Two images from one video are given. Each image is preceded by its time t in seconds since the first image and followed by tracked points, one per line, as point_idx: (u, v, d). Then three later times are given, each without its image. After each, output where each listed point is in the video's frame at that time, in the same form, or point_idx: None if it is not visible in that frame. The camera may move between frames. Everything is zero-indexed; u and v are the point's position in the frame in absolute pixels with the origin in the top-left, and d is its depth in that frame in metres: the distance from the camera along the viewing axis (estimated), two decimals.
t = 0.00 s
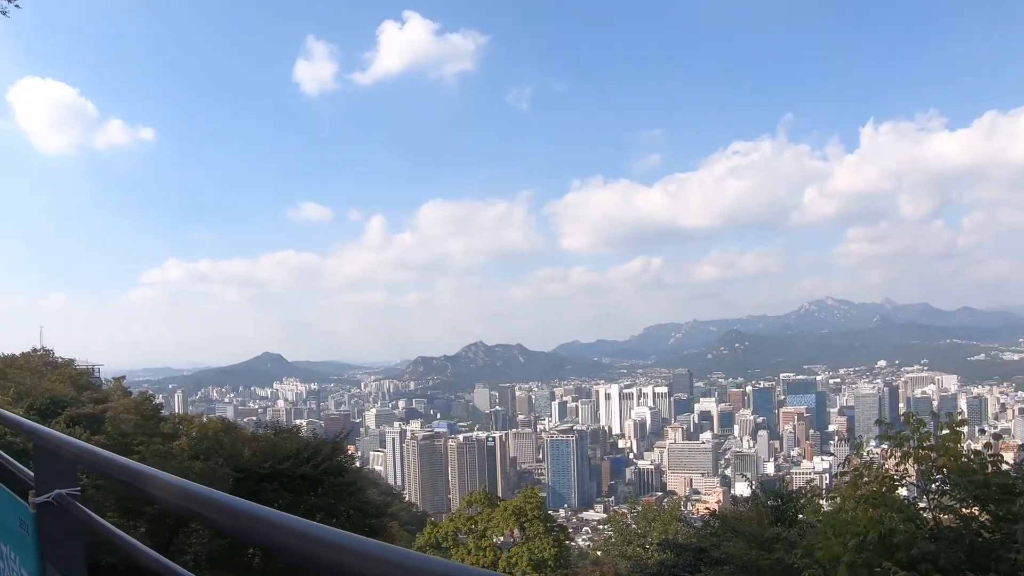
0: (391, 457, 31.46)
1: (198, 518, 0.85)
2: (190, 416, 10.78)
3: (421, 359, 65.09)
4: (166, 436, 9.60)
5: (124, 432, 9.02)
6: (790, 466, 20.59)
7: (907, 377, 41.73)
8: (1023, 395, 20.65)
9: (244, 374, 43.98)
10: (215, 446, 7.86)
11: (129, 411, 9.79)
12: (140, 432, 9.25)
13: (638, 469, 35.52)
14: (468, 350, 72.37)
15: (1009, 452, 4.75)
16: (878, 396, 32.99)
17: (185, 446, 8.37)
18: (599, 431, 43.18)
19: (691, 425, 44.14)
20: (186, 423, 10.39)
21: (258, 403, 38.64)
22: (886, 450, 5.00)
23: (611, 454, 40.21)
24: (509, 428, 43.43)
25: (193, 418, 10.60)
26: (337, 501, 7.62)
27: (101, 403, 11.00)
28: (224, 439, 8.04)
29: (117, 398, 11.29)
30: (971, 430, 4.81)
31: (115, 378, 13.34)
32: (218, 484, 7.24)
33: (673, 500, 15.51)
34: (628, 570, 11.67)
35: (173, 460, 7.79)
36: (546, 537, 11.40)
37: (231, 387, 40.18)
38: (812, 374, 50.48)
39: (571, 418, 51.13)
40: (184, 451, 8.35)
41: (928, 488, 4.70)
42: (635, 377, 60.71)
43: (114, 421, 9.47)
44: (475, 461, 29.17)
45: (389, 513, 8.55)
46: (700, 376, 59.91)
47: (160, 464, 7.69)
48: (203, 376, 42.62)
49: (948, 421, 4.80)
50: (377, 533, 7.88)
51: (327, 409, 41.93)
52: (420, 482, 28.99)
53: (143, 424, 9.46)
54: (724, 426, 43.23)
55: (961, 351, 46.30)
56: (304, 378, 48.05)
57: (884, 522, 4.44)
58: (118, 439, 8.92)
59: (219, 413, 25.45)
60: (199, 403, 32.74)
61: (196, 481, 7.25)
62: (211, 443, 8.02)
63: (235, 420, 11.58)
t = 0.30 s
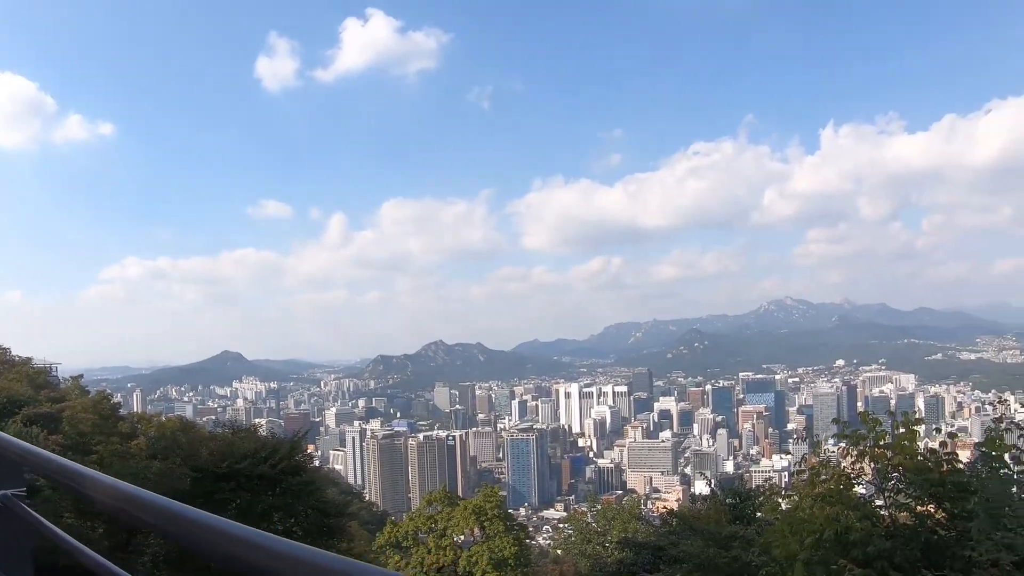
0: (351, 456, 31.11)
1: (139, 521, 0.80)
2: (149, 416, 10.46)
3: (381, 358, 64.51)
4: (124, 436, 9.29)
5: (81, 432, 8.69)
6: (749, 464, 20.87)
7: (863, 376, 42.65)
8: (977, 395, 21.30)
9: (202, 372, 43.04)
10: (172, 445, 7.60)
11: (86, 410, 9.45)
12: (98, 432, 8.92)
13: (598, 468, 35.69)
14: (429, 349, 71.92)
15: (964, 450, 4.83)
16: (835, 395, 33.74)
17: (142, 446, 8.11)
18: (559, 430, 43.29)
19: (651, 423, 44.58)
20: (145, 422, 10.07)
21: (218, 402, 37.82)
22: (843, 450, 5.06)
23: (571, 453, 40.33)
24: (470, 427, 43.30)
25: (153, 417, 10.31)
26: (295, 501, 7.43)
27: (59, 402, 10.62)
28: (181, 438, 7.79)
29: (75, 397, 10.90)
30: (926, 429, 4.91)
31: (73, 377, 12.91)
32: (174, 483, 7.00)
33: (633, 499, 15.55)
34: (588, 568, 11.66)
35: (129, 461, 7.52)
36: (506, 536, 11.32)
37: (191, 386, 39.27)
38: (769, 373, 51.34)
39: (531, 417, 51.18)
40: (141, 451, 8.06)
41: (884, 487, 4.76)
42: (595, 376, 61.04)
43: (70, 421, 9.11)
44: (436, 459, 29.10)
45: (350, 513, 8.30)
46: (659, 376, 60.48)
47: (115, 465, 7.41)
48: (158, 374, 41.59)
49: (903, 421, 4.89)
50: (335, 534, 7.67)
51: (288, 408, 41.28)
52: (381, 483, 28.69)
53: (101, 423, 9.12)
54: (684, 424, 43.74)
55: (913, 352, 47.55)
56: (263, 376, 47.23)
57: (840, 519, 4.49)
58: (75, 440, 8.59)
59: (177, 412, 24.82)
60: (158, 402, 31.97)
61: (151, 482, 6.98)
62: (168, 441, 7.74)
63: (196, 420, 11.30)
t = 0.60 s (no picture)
0: (305, 456, 30.61)
1: (84, 546, 0.92)
2: (101, 418, 10.07)
3: (335, 358, 63.64)
4: (77, 438, 8.93)
5: (32, 435, 8.34)
6: (702, 463, 21.15)
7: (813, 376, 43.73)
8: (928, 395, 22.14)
9: (151, 371, 41.86)
10: (123, 447, 7.34)
11: (37, 412, 9.08)
12: (49, 434, 8.56)
13: (553, 467, 35.82)
14: (383, 349, 71.20)
15: (912, 447, 4.93)
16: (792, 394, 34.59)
17: (95, 448, 7.84)
18: (513, 429, 43.33)
19: (605, 423, 44.96)
20: (97, 425, 9.71)
21: (170, 403, 36.77)
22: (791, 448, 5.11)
23: (525, 453, 40.39)
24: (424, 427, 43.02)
25: (104, 419, 9.91)
26: (248, 503, 7.20)
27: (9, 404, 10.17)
28: (132, 440, 7.53)
29: (23, 398, 10.49)
30: (874, 427, 4.99)
31: (23, 377, 12.42)
32: (123, 486, 6.73)
33: (586, 498, 15.58)
34: (541, 568, 11.65)
35: (79, 464, 7.24)
36: (460, 536, 11.26)
37: (142, 387, 38.09)
38: (721, 373, 52.22)
39: (486, 417, 51.12)
40: (92, 454, 7.70)
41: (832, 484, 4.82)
42: (549, 376, 61.25)
43: (20, 424, 8.71)
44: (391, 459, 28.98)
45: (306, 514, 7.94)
46: (613, 375, 61.00)
47: (65, 468, 7.14)
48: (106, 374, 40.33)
49: (850, 420, 4.96)
50: (288, 535, 7.36)
51: (240, 409, 40.43)
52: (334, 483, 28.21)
53: (52, 425, 8.76)
54: (639, 424, 44.24)
55: (862, 352, 49.00)
56: (216, 376, 46.12)
57: (789, 516, 4.52)
58: (25, 443, 8.23)
59: (126, 412, 24.07)
60: (110, 403, 30.99)
61: (101, 484, 6.75)
62: (120, 444, 7.44)
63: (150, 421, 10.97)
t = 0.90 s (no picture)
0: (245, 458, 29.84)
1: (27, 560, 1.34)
2: (40, 421, 9.40)
3: (275, 358, 62.25)
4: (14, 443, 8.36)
5: None
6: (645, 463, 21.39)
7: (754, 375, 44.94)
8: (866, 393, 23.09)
9: (86, 372, 40.20)
10: (60, 449, 7.00)
11: None
12: None
13: (496, 468, 35.76)
14: (326, 350, 70.11)
15: (849, 445, 5.03)
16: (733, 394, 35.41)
17: (33, 451, 7.25)
18: (455, 430, 43.15)
19: (547, 424, 45.14)
20: (36, 427, 9.13)
21: (110, 405, 35.21)
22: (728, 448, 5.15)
23: (469, 453, 40.25)
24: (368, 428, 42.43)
25: (44, 422, 9.31)
26: (186, 506, 6.96)
27: None
28: (70, 442, 7.20)
29: None
30: (812, 425, 5.08)
31: None
32: (60, 489, 6.46)
33: (529, 498, 15.59)
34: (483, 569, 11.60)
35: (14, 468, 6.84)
36: (403, 537, 11.07)
37: (78, 389, 36.34)
38: (663, 373, 53.09)
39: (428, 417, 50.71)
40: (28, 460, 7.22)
41: (771, 482, 4.87)
42: (493, 377, 61.22)
43: None
44: (333, 462, 28.68)
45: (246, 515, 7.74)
46: (556, 375, 61.41)
47: None
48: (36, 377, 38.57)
49: (787, 420, 5.01)
50: (229, 539, 7.16)
51: (180, 412, 39.19)
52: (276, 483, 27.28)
53: None
54: (580, 424, 44.60)
55: (802, 352, 50.54)
56: (156, 378, 44.53)
57: (728, 515, 4.57)
58: None
59: (66, 415, 23.00)
60: (48, 405, 29.48)
61: (38, 488, 6.47)
62: (58, 446, 7.10)
63: (89, 423, 10.44)
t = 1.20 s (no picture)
0: (163, 465, 29.21)
1: None
2: None
3: (192, 361, 59.88)
4: None
5: None
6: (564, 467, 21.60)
7: (671, 380, 46.26)
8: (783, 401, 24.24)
9: None
10: None
11: None
12: None
13: (415, 472, 35.34)
14: (242, 354, 67.81)
15: (764, 450, 5.16)
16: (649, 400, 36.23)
17: None
18: (374, 435, 42.41)
19: (465, 428, 44.92)
20: None
21: (23, 409, 33.13)
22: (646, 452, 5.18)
23: (387, 458, 39.56)
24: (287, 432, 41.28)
25: None
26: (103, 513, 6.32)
27: None
28: None
29: None
30: (729, 430, 5.20)
31: None
32: None
33: (448, 502, 15.44)
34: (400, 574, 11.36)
35: None
36: (321, 544, 10.71)
37: None
38: (581, 378, 53.90)
39: (346, 422, 49.69)
40: None
41: (687, 486, 4.92)
42: (412, 380, 60.62)
43: None
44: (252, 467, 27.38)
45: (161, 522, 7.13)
46: (476, 380, 61.29)
47: None
48: None
49: (703, 425, 5.08)
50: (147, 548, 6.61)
51: (95, 416, 37.19)
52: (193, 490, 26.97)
53: None
54: (499, 428, 44.62)
55: (719, 358, 52.44)
56: (71, 381, 42.27)
57: (645, 519, 4.57)
58: None
59: None
60: None
61: None
62: None
63: None
